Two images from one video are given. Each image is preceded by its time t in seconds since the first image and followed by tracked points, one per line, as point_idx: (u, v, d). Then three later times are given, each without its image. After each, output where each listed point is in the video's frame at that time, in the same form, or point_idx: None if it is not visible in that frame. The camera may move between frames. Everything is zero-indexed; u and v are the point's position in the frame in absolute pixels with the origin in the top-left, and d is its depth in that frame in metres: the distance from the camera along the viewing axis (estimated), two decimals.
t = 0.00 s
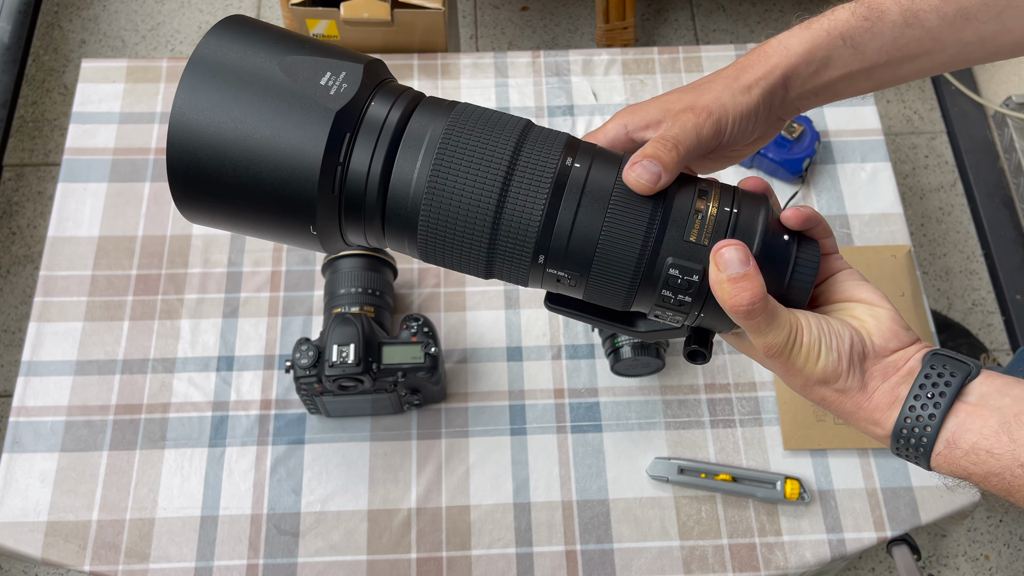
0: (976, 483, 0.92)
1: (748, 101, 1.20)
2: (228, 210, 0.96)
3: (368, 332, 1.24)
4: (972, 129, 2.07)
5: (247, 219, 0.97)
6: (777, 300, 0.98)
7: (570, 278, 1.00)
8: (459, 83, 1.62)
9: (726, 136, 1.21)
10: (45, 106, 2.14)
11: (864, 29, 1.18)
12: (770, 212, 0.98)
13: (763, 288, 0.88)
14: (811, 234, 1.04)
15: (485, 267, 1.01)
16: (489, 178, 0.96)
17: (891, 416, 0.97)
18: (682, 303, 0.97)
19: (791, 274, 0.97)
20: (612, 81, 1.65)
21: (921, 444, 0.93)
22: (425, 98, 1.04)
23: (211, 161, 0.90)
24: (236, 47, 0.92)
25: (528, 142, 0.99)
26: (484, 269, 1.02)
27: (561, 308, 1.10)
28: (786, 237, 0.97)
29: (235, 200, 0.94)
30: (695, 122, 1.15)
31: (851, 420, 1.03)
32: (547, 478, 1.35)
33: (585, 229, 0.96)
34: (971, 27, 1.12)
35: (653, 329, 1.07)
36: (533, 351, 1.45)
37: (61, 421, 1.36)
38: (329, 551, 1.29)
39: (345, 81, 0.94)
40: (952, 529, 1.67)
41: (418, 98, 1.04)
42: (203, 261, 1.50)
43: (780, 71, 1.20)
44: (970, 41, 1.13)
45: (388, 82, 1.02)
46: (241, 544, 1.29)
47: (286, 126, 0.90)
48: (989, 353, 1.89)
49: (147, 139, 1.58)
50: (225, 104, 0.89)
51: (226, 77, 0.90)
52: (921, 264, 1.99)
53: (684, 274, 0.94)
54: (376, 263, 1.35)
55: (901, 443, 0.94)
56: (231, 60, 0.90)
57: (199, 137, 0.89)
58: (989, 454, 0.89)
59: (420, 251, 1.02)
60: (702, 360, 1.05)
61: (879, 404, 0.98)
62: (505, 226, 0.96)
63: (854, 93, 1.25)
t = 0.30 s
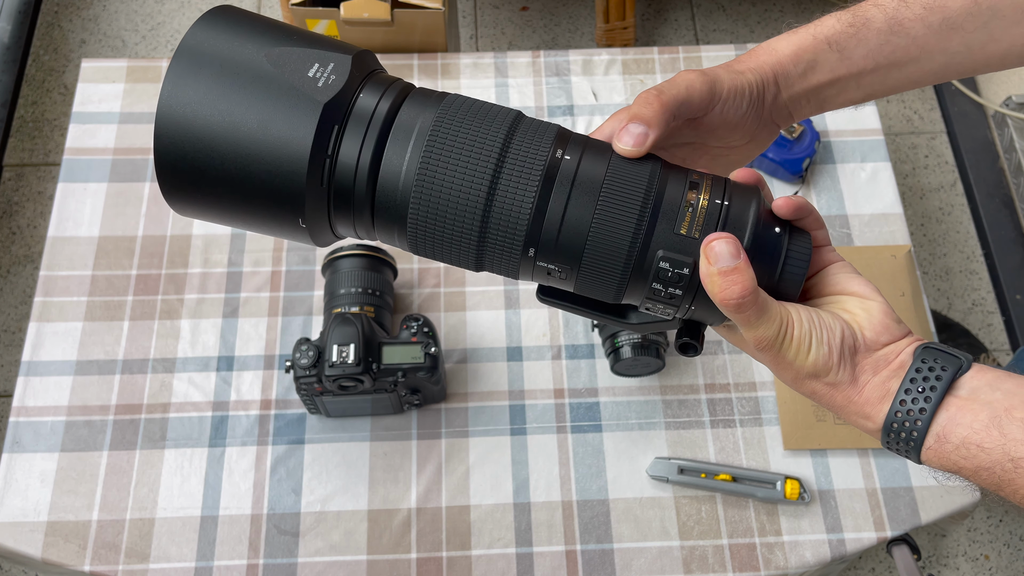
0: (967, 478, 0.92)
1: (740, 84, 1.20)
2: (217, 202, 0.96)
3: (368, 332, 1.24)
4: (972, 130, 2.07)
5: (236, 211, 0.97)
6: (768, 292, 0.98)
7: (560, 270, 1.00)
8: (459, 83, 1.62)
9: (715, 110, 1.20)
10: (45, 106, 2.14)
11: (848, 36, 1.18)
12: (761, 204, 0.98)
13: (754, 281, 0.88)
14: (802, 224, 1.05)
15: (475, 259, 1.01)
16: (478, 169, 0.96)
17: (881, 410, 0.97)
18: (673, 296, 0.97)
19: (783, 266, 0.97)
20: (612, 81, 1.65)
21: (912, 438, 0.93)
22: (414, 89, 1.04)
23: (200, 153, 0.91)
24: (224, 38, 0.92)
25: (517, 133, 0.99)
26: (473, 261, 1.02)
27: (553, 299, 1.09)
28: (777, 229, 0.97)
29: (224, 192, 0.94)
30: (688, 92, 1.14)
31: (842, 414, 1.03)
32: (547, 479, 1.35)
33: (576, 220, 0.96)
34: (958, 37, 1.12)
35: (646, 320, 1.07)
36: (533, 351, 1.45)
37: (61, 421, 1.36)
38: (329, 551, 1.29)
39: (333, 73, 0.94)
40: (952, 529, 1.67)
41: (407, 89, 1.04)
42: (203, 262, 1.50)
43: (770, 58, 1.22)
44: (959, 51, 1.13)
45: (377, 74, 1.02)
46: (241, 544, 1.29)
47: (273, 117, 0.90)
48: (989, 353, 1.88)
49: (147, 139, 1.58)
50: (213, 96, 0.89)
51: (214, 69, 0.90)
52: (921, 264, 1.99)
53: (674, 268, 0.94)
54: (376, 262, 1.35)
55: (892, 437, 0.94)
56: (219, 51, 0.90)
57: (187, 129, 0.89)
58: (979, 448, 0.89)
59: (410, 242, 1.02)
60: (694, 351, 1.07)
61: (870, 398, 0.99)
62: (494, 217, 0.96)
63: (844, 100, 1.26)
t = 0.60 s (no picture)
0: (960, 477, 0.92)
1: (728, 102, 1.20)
2: (214, 218, 0.96)
3: (368, 332, 1.24)
4: (972, 130, 2.07)
5: (232, 225, 0.98)
6: (759, 295, 0.98)
7: (553, 277, 1.00)
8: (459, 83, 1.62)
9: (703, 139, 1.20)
10: (45, 106, 2.14)
11: (844, 37, 1.18)
12: (751, 207, 0.98)
13: (744, 285, 0.89)
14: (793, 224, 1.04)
15: (469, 268, 1.02)
16: (469, 182, 0.96)
17: (874, 408, 0.98)
18: (665, 300, 0.97)
19: (774, 268, 0.97)
20: (612, 81, 1.65)
21: (905, 436, 0.93)
22: (404, 101, 1.04)
23: (194, 170, 0.91)
24: (214, 58, 0.92)
25: (506, 144, 0.99)
26: (467, 270, 1.02)
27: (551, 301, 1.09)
28: (767, 231, 0.97)
29: (220, 207, 0.94)
30: (676, 117, 1.13)
31: (835, 413, 1.03)
32: (547, 479, 1.35)
33: (566, 228, 0.96)
34: (954, 38, 1.12)
35: (642, 323, 1.07)
36: (533, 351, 1.45)
37: (61, 421, 1.36)
38: (328, 551, 1.29)
39: (322, 89, 0.94)
40: (951, 529, 1.67)
41: (397, 102, 1.04)
42: (203, 261, 1.50)
43: (761, 76, 1.21)
44: (954, 52, 1.12)
45: (367, 87, 1.03)
46: (241, 544, 1.29)
47: (264, 134, 0.91)
48: (989, 353, 1.88)
49: (147, 139, 1.58)
50: (204, 114, 0.90)
51: (204, 88, 0.90)
52: (921, 264, 1.99)
53: (666, 273, 0.94)
54: (376, 263, 1.35)
55: (886, 435, 0.94)
56: (209, 71, 0.91)
57: (181, 148, 0.90)
58: (971, 446, 0.89)
59: (405, 253, 1.03)
60: (689, 351, 1.08)
61: (863, 397, 0.99)
62: (485, 229, 0.97)
63: (837, 102, 1.25)
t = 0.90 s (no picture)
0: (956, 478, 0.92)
1: (724, 108, 1.21)
2: (213, 213, 0.97)
3: (368, 332, 1.24)
4: (972, 130, 2.07)
5: (230, 220, 0.98)
6: (755, 294, 0.98)
7: (550, 275, 1.00)
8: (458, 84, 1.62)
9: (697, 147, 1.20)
10: (45, 106, 2.14)
11: (845, 39, 1.17)
12: (748, 205, 0.97)
13: (739, 284, 0.89)
14: (790, 225, 1.03)
15: (467, 265, 1.02)
16: (466, 178, 0.96)
17: (870, 409, 0.98)
18: (660, 299, 0.97)
19: (770, 267, 0.97)
20: (612, 81, 1.65)
21: (900, 436, 0.93)
22: (403, 98, 1.04)
23: (193, 166, 0.92)
24: (214, 53, 0.92)
25: (504, 141, 0.99)
26: (465, 267, 1.02)
27: (550, 299, 1.09)
28: (763, 230, 0.97)
29: (218, 202, 0.95)
30: (669, 120, 1.13)
31: (831, 412, 1.03)
32: (547, 479, 1.35)
33: (562, 226, 0.96)
34: (956, 37, 1.11)
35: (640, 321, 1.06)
36: (533, 351, 1.45)
37: (61, 421, 1.36)
38: (328, 551, 1.29)
39: (321, 86, 0.94)
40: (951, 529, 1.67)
41: (396, 98, 1.04)
42: (203, 261, 1.50)
43: (758, 82, 1.22)
44: (957, 52, 1.11)
45: (366, 84, 1.03)
46: (241, 544, 1.29)
47: (263, 130, 0.91)
48: (989, 353, 1.88)
49: (147, 139, 1.58)
50: (203, 110, 0.90)
51: (203, 83, 0.90)
52: (921, 264, 1.99)
53: (661, 271, 0.94)
54: (376, 262, 1.35)
55: (881, 436, 0.95)
56: (208, 66, 0.91)
57: (180, 144, 0.90)
58: (967, 447, 0.89)
59: (403, 250, 1.03)
60: (687, 350, 1.09)
61: (859, 397, 0.99)
62: (483, 225, 0.97)
63: (842, 106, 1.25)
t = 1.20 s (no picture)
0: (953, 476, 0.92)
1: (725, 109, 1.20)
2: (212, 209, 0.96)
3: (368, 331, 1.24)
4: (972, 130, 2.07)
5: (228, 215, 0.98)
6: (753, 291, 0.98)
7: (548, 271, 1.00)
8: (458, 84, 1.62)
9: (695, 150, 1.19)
10: (45, 106, 2.15)
11: (853, 41, 1.17)
12: (746, 202, 0.97)
13: (737, 280, 0.89)
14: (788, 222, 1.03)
15: (465, 261, 1.01)
16: (464, 174, 0.96)
17: (868, 406, 0.98)
18: (658, 296, 0.97)
19: (768, 263, 0.97)
20: (612, 81, 1.65)
21: (898, 434, 0.93)
22: (401, 95, 1.04)
23: (192, 161, 0.91)
24: (213, 48, 0.92)
25: (502, 138, 0.99)
26: (463, 263, 1.02)
27: (548, 296, 1.07)
28: (762, 227, 0.97)
29: (217, 198, 0.94)
30: (667, 121, 1.13)
31: (829, 410, 1.03)
32: (547, 479, 1.35)
33: (560, 222, 0.96)
34: (966, 39, 1.12)
35: (638, 317, 1.06)
36: (533, 351, 1.45)
37: (61, 421, 1.36)
38: (329, 551, 1.29)
39: (320, 81, 0.94)
40: (951, 529, 1.67)
41: (393, 95, 1.04)
42: (203, 261, 1.50)
43: (762, 84, 1.21)
44: (967, 54, 1.13)
45: (364, 80, 1.03)
46: (241, 544, 1.29)
47: (262, 125, 0.91)
48: (989, 353, 1.88)
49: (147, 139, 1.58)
50: (203, 106, 0.90)
51: (202, 79, 0.90)
52: (921, 264, 1.99)
53: (659, 267, 0.94)
54: (376, 262, 1.35)
55: (879, 433, 0.94)
56: (208, 62, 0.91)
57: (179, 139, 0.90)
58: (964, 445, 0.89)
59: (401, 245, 1.03)
60: (684, 347, 1.11)
61: (856, 394, 0.99)
62: (481, 221, 0.97)
63: (849, 110, 1.25)
